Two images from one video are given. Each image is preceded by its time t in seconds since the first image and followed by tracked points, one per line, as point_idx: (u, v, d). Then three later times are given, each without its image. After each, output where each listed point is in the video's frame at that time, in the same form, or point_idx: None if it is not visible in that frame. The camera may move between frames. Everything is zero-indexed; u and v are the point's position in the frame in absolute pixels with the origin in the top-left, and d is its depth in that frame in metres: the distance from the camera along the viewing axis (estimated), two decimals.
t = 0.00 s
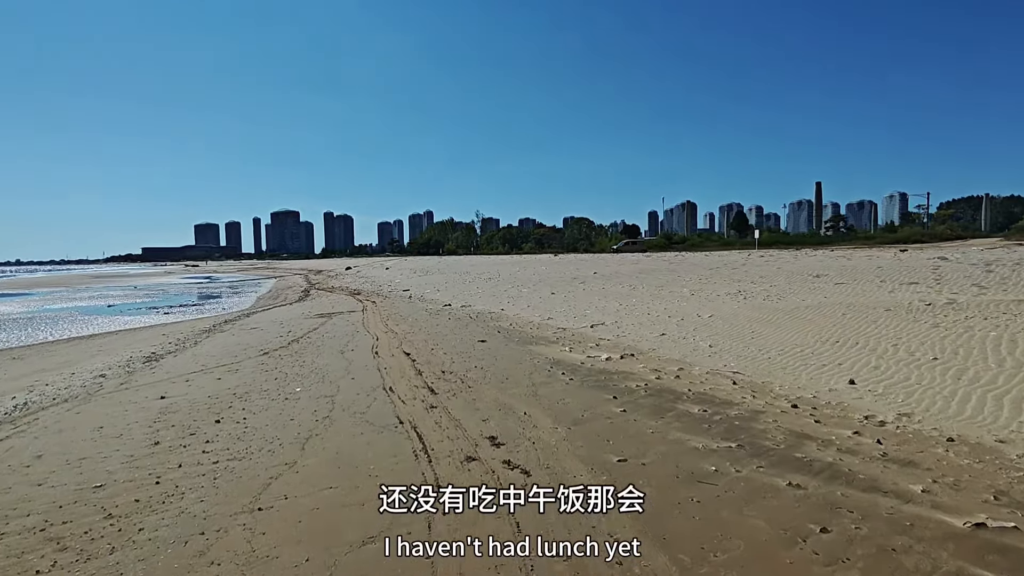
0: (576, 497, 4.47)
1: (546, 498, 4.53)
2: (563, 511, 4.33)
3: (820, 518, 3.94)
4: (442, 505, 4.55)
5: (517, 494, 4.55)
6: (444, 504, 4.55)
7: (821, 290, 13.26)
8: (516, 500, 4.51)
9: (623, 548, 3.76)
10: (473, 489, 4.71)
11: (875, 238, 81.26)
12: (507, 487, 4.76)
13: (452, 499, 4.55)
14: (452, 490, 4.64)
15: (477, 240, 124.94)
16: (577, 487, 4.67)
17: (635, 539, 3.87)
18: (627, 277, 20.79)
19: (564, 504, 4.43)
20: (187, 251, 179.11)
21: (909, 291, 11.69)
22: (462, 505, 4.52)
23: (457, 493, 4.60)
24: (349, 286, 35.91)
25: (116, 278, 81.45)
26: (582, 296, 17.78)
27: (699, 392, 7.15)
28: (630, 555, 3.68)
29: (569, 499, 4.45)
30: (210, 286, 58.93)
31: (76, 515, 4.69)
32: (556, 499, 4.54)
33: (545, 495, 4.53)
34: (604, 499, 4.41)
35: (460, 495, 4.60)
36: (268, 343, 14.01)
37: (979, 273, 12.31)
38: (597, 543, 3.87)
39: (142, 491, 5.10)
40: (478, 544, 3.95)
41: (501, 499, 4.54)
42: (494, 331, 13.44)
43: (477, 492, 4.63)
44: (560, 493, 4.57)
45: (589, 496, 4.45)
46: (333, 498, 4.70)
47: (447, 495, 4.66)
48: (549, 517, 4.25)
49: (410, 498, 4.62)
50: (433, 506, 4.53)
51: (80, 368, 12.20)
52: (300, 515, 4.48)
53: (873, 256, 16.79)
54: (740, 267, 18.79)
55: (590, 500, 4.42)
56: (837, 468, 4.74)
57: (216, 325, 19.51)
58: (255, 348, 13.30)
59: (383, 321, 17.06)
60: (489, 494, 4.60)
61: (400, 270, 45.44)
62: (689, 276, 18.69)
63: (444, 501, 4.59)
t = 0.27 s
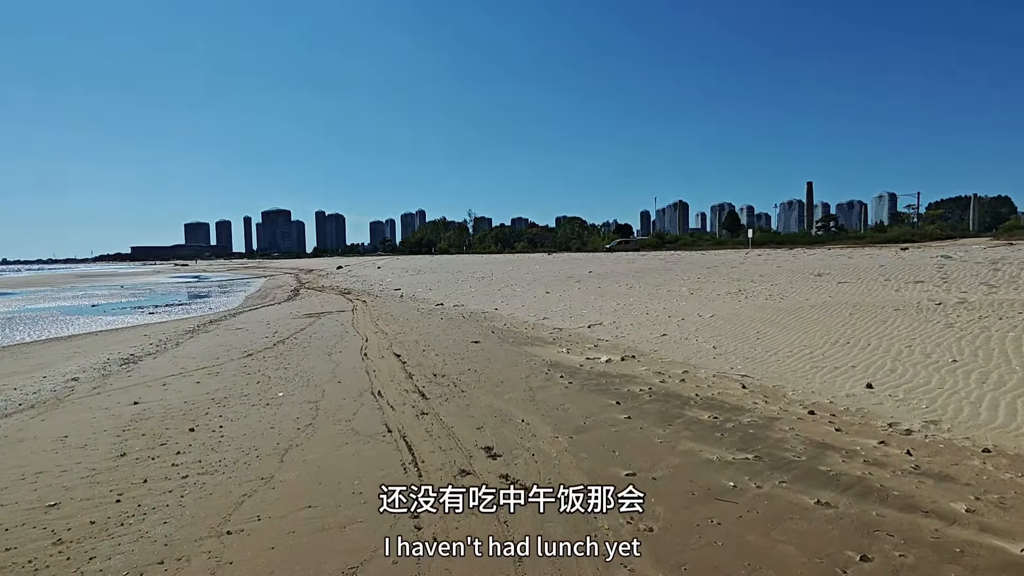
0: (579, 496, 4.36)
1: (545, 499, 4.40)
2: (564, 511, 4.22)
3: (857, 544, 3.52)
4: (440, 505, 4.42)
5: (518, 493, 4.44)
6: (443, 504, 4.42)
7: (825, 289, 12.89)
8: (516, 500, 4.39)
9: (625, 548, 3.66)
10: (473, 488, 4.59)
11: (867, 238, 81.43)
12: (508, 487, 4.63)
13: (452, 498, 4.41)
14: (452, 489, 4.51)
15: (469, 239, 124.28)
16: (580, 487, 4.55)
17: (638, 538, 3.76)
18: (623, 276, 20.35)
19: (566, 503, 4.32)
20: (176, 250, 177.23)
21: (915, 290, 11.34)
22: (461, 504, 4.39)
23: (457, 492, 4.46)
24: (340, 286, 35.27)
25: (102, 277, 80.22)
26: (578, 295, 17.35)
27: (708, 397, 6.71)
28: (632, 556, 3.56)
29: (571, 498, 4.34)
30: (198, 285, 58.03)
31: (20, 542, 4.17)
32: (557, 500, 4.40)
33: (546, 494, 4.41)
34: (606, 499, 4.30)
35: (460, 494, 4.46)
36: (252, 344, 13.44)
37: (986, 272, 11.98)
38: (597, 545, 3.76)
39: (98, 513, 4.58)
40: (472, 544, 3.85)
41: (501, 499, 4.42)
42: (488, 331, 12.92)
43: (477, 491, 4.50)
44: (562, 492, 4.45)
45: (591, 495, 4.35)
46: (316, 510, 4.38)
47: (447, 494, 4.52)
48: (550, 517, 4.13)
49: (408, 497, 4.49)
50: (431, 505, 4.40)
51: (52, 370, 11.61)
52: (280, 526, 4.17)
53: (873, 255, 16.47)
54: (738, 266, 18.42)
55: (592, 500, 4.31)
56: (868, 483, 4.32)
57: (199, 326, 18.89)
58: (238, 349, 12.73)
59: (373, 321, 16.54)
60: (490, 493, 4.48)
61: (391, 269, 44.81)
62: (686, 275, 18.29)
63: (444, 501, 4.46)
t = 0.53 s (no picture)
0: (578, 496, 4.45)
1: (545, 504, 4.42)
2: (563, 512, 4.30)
3: None
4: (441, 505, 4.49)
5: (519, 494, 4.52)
6: (444, 504, 4.49)
7: (831, 293, 12.50)
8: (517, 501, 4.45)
9: (623, 548, 3.74)
10: (474, 489, 4.67)
11: (862, 240, 81.43)
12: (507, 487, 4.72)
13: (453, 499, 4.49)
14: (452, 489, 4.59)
15: (463, 239, 123.63)
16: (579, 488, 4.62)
17: (645, 559, 3.60)
18: (621, 278, 19.93)
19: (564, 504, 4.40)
20: (167, 249, 175.63)
21: (926, 295, 10.96)
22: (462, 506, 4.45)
23: (457, 493, 4.54)
24: (332, 286, 34.70)
25: (91, 276, 79.16)
26: (576, 298, 16.90)
27: (718, 411, 6.33)
28: None
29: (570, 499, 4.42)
30: (189, 285, 57.24)
31: None
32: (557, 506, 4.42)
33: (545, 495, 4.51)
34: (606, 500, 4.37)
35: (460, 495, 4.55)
36: (238, 349, 12.95)
37: (997, 276, 11.61)
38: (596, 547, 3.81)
39: (51, 547, 4.14)
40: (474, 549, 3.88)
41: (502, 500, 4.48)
42: (484, 336, 12.47)
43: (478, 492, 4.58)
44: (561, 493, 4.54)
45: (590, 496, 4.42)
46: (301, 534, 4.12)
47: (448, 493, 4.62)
48: (554, 554, 3.74)
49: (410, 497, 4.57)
50: (433, 506, 4.47)
51: (27, 377, 11.08)
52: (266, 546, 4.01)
53: (878, 258, 16.09)
54: (739, 268, 18.01)
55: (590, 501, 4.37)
56: (902, 514, 3.93)
57: (186, 328, 18.33)
58: (223, 355, 12.24)
59: (364, 324, 16.08)
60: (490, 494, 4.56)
61: (385, 269, 44.22)
62: (686, 277, 17.87)
63: (444, 499, 4.55)
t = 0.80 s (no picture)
0: (592, 493, 4.46)
1: (554, 505, 4.35)
2: (574, 510, 4.28)
3: None
4: (453, 503, 4.48)
5: (533, 490, 4.53)
6: (456, 501, 4.47)
7: (839, 296, 12.13)
8: (528, 501, 4.43)
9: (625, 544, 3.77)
10: (487, 487, 4.68)
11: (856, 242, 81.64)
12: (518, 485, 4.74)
13: (466, 497, 4.49)
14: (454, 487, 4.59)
15: (458, 239, 123.00)
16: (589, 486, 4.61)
17: None
18: (620, 280, 19.53)
19: (576, 500, 4.41)
20: (159, 248, 174.16)
21: (938, 298, 10.60)
22: (474, 504, 4.41)
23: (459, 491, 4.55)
24: (324, 286, 34.13)
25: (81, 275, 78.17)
26: (574, 300, 16.46)
27: (734, 421, 5.93)
28: None
29: (584, 495, 4.44)
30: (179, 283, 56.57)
31: None
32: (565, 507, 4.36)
33: (558, 493, 4.53)
34: (620, 502, 4.37)
35: (475, 494, 4.54)
36: (222, 351, 12.42)
37: (1011, 279, 11.27)
38: (606, 544, 3.78)
39: None
40: (485, 545, 3.84)
41: (514, 499, 4.46)
42: (480, 339, 11.99)
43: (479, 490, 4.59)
44: (573, 491, 4.57)
45: (605, 495, 4.43)
46: (297, 545, 3.93)
47: (463, 492, 4.62)
48: None
49: (421, 495, 4.55)
50: (444, 504, 4.44)
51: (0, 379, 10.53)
52: (265, 555, 3.85)
53: (883, 260, 15.75)
54: (741, 270, 17.63)
55: (602, 501, 4.35)
56: (955, 542, 3.53)
57: (172, 329, 17.75)
58: (207, 357, 11.72)
59: (356, 325, 15.61)
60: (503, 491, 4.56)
61: (379, 269, 43.65)
62: (688, 278, 17.47)
63: (457, 497, 4.54)
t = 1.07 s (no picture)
0: (591, 494, 4.56)
1: (554, 505, 4.45)
2: (573, 510, 4.38)
3: None
4: (454, 503, 4.57)
5: (533, 491, 4.64)
6: (457, 501, 4.56)
7: (849, 302, 11.71)
8: (528, 501, 4.53)
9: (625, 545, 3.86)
10: (487, 488, 4.78)
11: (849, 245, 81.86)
12: (519, 485, 4.83)
13: (467, 497, 4.58)
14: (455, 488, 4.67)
15: (452, 240, 122.42)
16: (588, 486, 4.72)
17: None
18: (620, 283, 19.08)
19: (576, 501, 4.51)
20: (151, 247, 172.58)
21: (955, 305, 10.19)
22: (475, 504, 4.50)
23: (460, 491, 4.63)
24: (316, 288, 33.51)
25: (69, 274, 77.14)
26: (574, 304, 15.98)
27: (756, 442, 5.49)
28: None
29: (584, 495, 4.55)
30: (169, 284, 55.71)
31: None
32: (565, 507, 4.46)
33: (557, 494, 4.63)
34: (618, 502, 4.47)
35: (475, 494, 4.64)
36: (207, 357, 11.86)
37: None
38: (605, 544, 3.88)
39: None
40: (485, 544, 3.92)
41: (514, 499, 4.56)
42: (477, 345, 11.49)
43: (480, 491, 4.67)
44: (573, 491, 4.67)
45: (604, 495, 4.53)
46: (297, 545, 3.99)
47: (464, 492, 4.71)
48: None
49: (421, 495, 4.62)
50: (445, 504, 4.52)
51: None
52: (265, 554, 3.90)
53: (890, 265, 15.35)
54: (745, 273, 17.19)
55: (601, 501, 4.46)
56: None
57: (156, 332, 17.11)
58: (191, 364, 11.19)
59: (348, 329, 15.11)
60: (503, 491, 4.66)
61: (373, 271, 43.04)
62: (690, 282, 17.01)
63: (458, 497, 4.63)
